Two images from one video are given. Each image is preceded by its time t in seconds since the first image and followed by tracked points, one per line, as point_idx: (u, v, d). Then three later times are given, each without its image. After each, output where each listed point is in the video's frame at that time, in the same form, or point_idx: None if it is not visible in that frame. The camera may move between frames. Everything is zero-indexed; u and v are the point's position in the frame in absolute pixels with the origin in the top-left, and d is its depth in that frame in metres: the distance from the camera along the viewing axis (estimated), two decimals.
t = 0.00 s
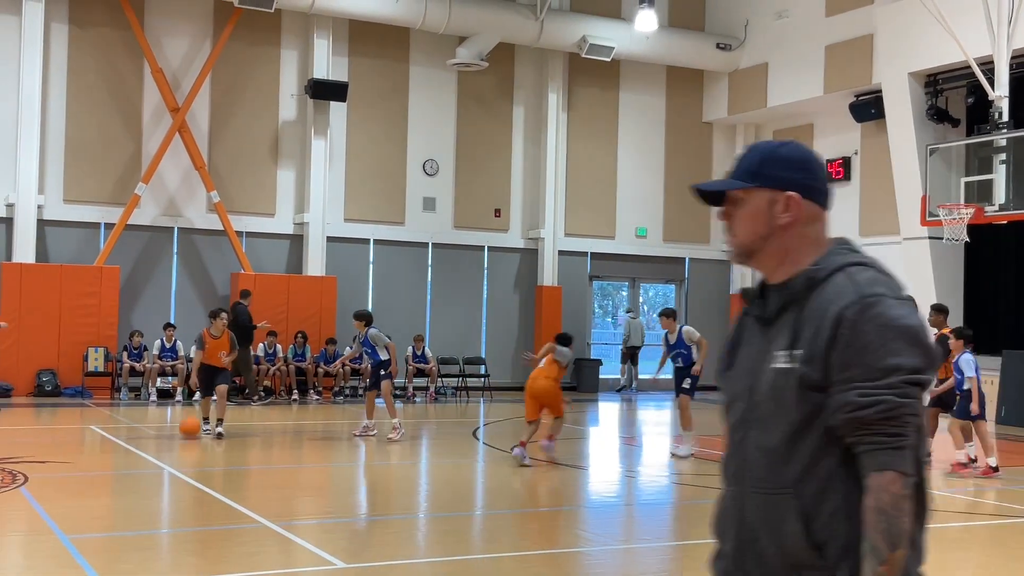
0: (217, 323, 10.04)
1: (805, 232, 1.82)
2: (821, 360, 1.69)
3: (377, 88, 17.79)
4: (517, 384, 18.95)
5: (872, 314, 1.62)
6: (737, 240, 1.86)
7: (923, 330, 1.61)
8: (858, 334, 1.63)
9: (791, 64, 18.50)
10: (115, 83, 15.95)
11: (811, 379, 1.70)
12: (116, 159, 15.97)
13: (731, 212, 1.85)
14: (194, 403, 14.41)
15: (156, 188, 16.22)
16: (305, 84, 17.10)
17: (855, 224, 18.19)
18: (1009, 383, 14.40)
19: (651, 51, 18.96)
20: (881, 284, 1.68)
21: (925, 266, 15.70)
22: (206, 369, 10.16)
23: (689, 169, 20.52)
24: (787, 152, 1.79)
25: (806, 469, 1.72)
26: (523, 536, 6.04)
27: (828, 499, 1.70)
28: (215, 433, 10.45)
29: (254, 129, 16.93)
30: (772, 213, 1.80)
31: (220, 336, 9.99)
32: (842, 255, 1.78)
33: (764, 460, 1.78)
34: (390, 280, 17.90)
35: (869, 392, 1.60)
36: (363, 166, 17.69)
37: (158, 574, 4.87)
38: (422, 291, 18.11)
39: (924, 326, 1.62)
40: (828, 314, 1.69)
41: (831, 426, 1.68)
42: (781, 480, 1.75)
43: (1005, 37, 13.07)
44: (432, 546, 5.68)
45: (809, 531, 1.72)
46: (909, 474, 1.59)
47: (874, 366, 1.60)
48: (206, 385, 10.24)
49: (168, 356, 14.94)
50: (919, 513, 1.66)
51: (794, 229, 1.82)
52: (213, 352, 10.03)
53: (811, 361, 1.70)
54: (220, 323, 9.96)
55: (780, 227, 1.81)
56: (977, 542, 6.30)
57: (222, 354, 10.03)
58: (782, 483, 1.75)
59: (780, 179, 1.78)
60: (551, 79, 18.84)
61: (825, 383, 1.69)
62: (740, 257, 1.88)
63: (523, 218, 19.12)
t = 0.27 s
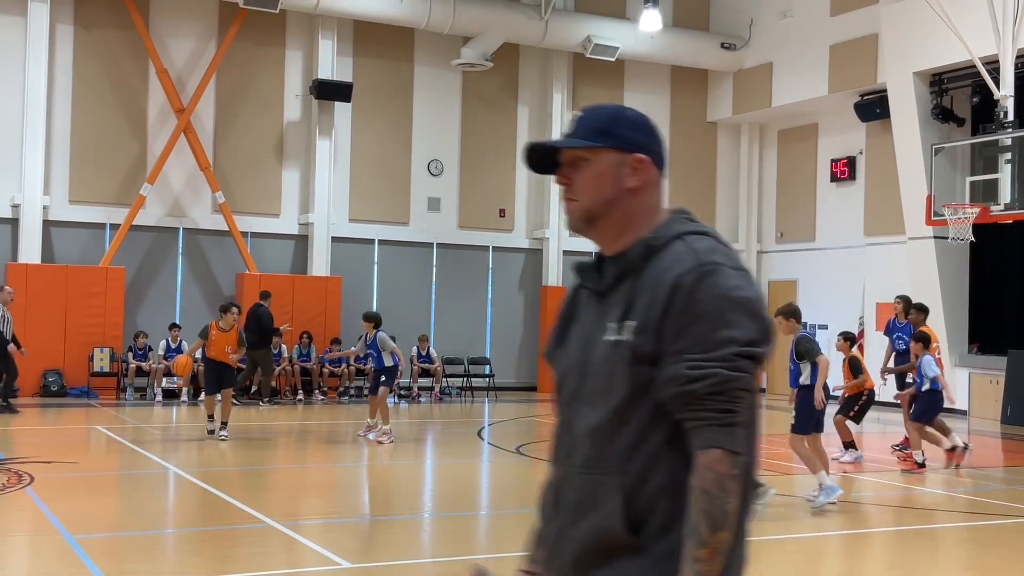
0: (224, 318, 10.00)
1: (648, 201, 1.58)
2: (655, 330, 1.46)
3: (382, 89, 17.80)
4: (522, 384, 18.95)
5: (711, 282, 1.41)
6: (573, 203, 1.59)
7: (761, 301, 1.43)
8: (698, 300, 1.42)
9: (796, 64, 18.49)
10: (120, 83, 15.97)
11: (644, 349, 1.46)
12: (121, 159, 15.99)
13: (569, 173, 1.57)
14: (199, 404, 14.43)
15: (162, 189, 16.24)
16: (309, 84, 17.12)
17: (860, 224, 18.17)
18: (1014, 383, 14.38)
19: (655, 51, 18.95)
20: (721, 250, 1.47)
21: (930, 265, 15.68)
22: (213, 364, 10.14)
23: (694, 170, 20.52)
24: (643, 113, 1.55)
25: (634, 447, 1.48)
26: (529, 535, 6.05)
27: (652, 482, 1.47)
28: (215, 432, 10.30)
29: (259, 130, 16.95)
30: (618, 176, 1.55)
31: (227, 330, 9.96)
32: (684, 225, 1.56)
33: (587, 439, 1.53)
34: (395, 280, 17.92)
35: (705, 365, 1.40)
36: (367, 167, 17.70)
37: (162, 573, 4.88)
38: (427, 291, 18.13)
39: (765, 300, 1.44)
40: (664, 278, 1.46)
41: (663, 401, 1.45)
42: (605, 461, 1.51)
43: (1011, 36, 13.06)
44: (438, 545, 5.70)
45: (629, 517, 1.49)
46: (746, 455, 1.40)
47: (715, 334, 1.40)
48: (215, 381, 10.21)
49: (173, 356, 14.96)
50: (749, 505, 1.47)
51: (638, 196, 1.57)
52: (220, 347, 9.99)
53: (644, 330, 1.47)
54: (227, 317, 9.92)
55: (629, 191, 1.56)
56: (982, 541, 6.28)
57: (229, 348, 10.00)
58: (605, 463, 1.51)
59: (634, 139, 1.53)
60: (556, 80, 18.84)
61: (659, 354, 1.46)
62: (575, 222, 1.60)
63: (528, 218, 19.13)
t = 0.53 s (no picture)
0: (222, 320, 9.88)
1: (475, 206, 1.43)
2: (455, 351, 1.30)
3: (384, 89, 17.80)
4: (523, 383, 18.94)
5: (516, 298, 1.25)
6: (392, 206, 1.45)
7: (571, 319, 1.26)
8: (500, 317, 1.25)
9: (798, 63, 18.47)
10: (121, 83, 15.98)
11: (444, 372, 1.31)
12: (122, 159, 16.00)
13: (388, 172, 1.43)
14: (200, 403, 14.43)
15: (163, 189, 16.24)
16: (311, 84, 17.12)
17: (862, 223, 18.16)
18: (1016, 382, 14.36)
19: (656, 50, 18.93)
20: (538, 260, 1.31)
21: (931, 264, 15.67)
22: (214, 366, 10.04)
23: (695, 169, 20.51)
24: (470, 110, 1.41)
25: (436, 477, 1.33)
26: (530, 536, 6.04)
27: (451, 515, 1.31)
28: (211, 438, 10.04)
29: (261, 129, 16.95)
30: (440, 177, 1.40)
31: (225, 334, 9.83)
32: (507, 228, 1.39)
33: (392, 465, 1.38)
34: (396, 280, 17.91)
35: (505, 390, 1.24)
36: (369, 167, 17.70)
37: (164, 573, 4.88)
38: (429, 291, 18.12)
39: (575, 319, 1.27)
40: (466, 295, 1.30)
41: (465, 431, 1.30)
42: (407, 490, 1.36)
43: (1013, 35, 13.04)
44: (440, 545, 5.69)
45: (427, 551, 1.34)
46: (549, 491, 1.24)
47: (517, 357, 1.24)
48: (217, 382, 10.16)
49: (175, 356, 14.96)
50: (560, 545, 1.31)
51: (462, 198, 1.42)
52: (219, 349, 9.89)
53: (445, 351, 1.31)
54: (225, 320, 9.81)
55: (455, 196, 1.41)
56: (983, 541, 6.26)
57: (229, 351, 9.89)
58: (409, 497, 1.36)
59: (458, 138, 1.39)
60: (557, 79, 18.83)
61: (462, 378, 1.30)
62: (393, 228, 1.45)
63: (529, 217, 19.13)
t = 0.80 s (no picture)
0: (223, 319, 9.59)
1: (262, 172, 1.39)
2: (213, 330, 1.25)
3: (385, 88, 17.80)
4: (525, 383, 18.95)
5: (273, 269, 1.20)
6: (171, 167, 1.38)
7: (341, 300, 1.22)
8: (255, 293, 1.20)
9: (799, 63, 18.47)
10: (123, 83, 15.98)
11: (201, 351, 1.26)
12: (124, 159, 16.00)
13: (168, 129, 1.37)
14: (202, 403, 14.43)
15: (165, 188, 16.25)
16: (312, 84, 17.13)
17: (863, 222, 18.15)
18: (1018, 380, 14.35)
19: (657, 49, 18.92)
20: (308, 232, 1.25)
21: (933, 263, 15.67)
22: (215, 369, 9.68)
23: (696, 168, 20.51)
24: (265, 70, 1.36)
25: (191, 467, 1.27)
26: (533, 535, 6.04)
27: (208, 507, 1.26)
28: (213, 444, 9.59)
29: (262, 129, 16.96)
30: (226, 136, 1.35)
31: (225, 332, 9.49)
32: (288, 196, 1.34)
33: (151, 450, 1.32)
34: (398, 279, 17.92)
35: (257, 369, 1.18)
36: (371, 167, 17.70)
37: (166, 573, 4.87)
38: (430, 290, 18.12)
39: (343, 294, 1.23)
40: (224, 269, 1.24)
41: (222, 418, 1.24)
42: (162, 477, 1.29)
43: (1015, 34, 13.03)
44: (442, 545, 5.69)
45: (181, 543, 1.27)
46: (306, 483, 1.21)
47: (273, 338, 1.19)
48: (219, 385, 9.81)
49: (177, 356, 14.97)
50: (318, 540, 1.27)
51: (250, 162, 1.38)
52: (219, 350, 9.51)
53: (204, 331, 1.26)
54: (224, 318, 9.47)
55: (241, 158, 1.36)
56: (984, 540, 6.26)
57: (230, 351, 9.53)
58: (164, 481, 1.29)
59: (245, 97, 1.33)
60: (558, 78, 18.83)
61: (219, 357, 1.25)
62: (171, 191, 1.39)
63: (530, 217, 19.14)
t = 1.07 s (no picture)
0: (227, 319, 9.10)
1: (8, 165, 1.48)
2: None
3: (385, 87, 17.79)
4: (525, 382, 18.94)
5: (12, 273, 1.31)
6: None
7: (79, 297, 1.33)
8: None
9: (799, 61, 18.47)
10: (123, 83, 15.99)
11: None
12: (124, 159, 16.01)
13: None
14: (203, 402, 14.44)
15: (165, 188, 16.26)
16: (313, 83, 17.13)
17: (864, 220, 18.15)
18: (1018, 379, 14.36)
19: (658, 48, 18.92)
20: (44, 228, 1.35)
21: (934, 262, 15.66)
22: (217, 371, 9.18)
23: (697, 167, 20.51)
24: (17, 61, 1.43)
25: None
26: (534, 534, 6.04)
27: None
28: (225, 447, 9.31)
29: (263, 128, 16.96)
30: None
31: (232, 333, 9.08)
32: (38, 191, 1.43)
33: None
34: (398, 278, 17.93)
35: None
36: (371, 166, 17.70)
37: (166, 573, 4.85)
38: (431, 289, 18.13)
39: (91, 300, 1.35)
40: None
41: None
42: None
43: (1015, 33, 13.02)
44: (443, 544, 5.69)
45: None
46: (45, 502, 1.33)
47: (7, 341, 1.30)
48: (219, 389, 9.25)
49: (177, 355, 14.97)
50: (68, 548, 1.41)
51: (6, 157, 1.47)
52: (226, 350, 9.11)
53: None
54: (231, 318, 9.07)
55: None
56: (984, 539, 6.25)
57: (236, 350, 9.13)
58: None
59: None
60: (558, 77, 18.83)
61: None
62: None
63: (531, 216, 19.14)
